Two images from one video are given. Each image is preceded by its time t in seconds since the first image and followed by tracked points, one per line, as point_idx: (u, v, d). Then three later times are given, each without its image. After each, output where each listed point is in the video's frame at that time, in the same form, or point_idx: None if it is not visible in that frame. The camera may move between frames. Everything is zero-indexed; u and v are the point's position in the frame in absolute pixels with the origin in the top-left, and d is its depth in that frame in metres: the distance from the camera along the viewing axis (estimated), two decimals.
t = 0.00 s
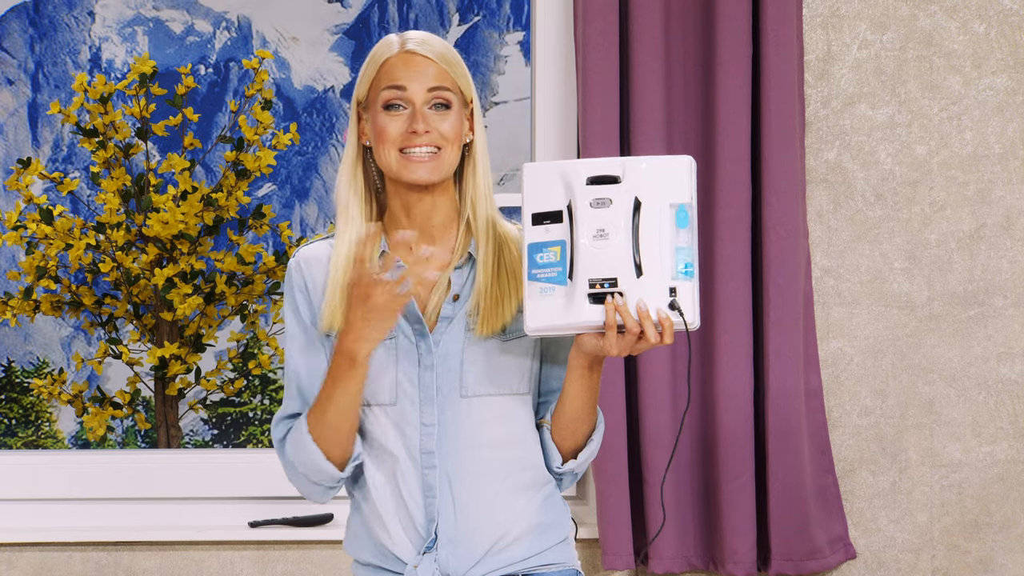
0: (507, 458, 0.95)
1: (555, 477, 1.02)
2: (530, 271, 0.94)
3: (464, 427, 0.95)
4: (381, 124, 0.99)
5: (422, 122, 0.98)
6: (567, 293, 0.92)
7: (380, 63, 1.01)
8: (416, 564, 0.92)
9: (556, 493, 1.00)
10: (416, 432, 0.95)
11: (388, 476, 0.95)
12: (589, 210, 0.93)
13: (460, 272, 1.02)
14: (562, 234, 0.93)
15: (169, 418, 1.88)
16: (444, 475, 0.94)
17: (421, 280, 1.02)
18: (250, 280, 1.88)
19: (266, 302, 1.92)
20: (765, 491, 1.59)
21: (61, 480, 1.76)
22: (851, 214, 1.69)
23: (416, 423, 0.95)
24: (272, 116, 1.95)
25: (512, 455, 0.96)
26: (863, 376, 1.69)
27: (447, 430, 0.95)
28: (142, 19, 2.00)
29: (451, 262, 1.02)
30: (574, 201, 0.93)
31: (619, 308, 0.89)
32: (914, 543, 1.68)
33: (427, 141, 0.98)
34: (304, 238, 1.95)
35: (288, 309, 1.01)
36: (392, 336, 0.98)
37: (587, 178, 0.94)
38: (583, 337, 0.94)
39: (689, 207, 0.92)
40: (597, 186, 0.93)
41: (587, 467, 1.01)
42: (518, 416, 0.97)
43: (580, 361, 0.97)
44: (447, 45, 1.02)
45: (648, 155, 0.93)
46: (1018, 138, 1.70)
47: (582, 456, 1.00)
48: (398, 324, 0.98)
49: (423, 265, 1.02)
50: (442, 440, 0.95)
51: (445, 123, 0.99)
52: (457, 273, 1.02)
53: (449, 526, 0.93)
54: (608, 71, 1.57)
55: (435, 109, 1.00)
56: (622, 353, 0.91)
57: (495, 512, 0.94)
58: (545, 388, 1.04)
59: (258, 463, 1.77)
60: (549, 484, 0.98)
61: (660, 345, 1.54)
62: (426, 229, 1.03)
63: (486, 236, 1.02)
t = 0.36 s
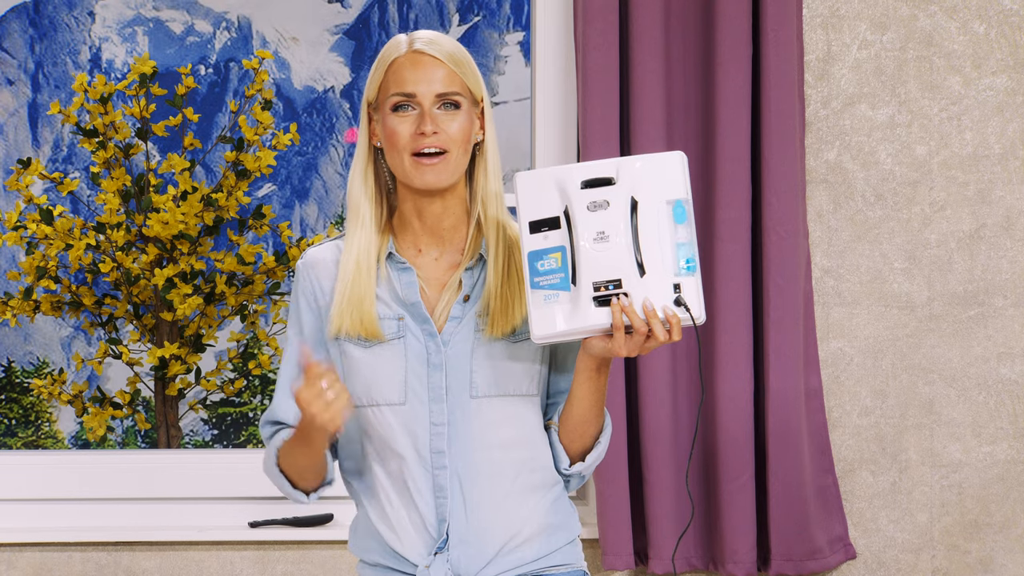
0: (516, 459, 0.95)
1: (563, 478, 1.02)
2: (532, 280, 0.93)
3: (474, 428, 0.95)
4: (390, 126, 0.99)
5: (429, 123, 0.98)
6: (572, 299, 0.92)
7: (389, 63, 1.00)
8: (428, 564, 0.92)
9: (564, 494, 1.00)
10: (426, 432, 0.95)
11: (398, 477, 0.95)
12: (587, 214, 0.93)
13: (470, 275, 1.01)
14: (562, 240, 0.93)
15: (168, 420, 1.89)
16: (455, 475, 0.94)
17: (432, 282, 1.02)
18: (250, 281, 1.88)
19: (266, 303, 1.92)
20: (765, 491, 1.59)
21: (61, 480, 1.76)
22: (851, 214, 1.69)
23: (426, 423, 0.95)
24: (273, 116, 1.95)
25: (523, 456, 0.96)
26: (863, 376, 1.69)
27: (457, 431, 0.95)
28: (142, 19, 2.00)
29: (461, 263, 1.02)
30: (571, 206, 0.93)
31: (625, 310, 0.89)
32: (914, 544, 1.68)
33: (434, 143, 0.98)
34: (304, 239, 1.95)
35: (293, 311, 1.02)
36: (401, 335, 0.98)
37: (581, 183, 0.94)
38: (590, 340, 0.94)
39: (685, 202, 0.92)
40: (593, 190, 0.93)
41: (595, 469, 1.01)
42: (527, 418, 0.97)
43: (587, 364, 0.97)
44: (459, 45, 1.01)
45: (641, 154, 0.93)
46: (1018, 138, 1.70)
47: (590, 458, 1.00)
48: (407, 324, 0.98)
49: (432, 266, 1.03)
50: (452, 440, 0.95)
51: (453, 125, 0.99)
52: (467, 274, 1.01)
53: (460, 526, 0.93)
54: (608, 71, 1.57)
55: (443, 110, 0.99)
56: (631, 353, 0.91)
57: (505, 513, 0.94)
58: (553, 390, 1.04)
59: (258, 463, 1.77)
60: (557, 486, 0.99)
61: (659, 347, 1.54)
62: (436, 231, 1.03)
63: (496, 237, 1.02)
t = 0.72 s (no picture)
0: (517, 460, 0.95)
1: (566, 480, 1.02)
2: (538, 279, 0.93)
3: (475, 429, 0.95)
4: (388, 123, 0.99)
5: (425, 118, 0.98)
6: (577, 298, 0.92)
7: (389, 62, 1.01)
8: (427, 566, 0.92)
9: (567, 496, 0.99)
10: (427, 433, 0.95)
11: (399, 478, 0.96)
12: (593, 214, 0.92)
13: (475, 275, 1.01)
14: (568, 240, 0.93)
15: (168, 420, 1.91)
16: (455, 477, 0.94)
17: (436, 282, 1.02)
18: (250, 282, 1.88)
19: (266, 304, 1.92)
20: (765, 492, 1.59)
21: (61, 480, 1.76)
22: (851, 215, 1.69)
23: (427, 424, 0.95)
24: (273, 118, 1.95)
25: (524, 458, 0.96)
26: (863, 377, 1.69)
27: (458, 432, 0.95)
28: (142, 20, 2.00)
29: (465, 264, 1.02)
30: (578, 206, 0.93)
31: (630, 310, 0.89)
32: (914, 544, 1.68)
33: (429, 138, 0.97)
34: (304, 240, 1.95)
35: (298, 313, 1.04)
36: (402, 338, 0.98)
37: (588, 182, 0.94)
38: (595, 340, 0.94)
39: (693, 204, 0.92)
40: (600, 190, 0.93)
41: (599, 471, 1.01)
42: (530, 419, 0.97)
43: (592, 364, 0.96)
44: (460, 46, 1.02)
45: (648, 155, 0.93)
46: (1018, 139, 1.70)
47: (595, 459, 0.99)
48: (410, 326, 0.99)
49: (436, 266, 1.03)
50: (453, 441, 0.95)
51: (449, 122, 0.98)
52: (472, 275, 1.01)
53: (460, 527, 0.93)
54: (607, 73, 1.57)
55: (440, 106, 0.99)
56: (635, 354, 0.91)
57: (506, 515, 0.94)
58: (558, 391, 1.03)
59: (258, 464, 1.77)
60: (559, 487, 0.98)
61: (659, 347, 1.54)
62: (438, 231, 1.03)
63: (496, 237, 1.01)
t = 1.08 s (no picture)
0: (517, 461, 0.95)
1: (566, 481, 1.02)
2: (538, 284, 0.93)
3: (474, 431, 0.95)
4: (388, 130, 0.99)
5: (425, 126, 0.98)
6: (576, 304, 0.92)
7: (387, 66, 1.01)
8: (427, 567, 0.92)
9: (567, 497, 0.99)
10: (427, 434, 0.96)
11: (400, 480, 0.96)
12: (593, 220, 0.92)
13: (475, 276, 1.02)
14: (567, 246, 0.93)
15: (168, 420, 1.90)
16: (455, 478, 0.94)
17: (437, 283, 1.02)
18: (250, 282, 1.88)
19: (266, 304, 1.92)
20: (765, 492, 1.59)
21: (61, 480, 1.76)
22: (851, 215, 1.69)
23: (427, 426, 0.96)
24: (273, 117, 1.95)
25: (523, 459, 0.96)
26: (863, 377, 1.69)
27: (458, 434, 0.95)
28: (142, 20, 2.00)
29: (466, 265, 1.02)
30: (577, 212, 0.93)
31: (628, 317, 0.89)
32: (914, 544, 1.68)
33: (430, 146, 0.97)
34: (304, 239, 1.95)
35: (302, 316, 1.04)
36: (404, 339, 0.98)
37: (589, 188, 0.93)
38: (594, 345, 0.94)
39: (694, 211, 0.92)
40: (600, 196, 0.93)
41: (600, 473, 1.01)
42: (529, 421, 0.97)
43: (591, 370, 0.96)
44: (457, 47, 1.01)
45: (649, 162, 0.93)
46: (1018, 139, 1.70)
47: (595, 462, 0.99)
48: (411, 327, 0.99)
49: (438, 268, 1.03)
50: (453, 443, 0.95)
51: (449, 128, 0.98)
52: (472, 276, 1.01)
53: (459, 529, 0.93)
54: (607, 72, 1.57)
55: (440, 111, 0.99)
56: (634, 361, 0.92)
57: (506, 516, 0.94)
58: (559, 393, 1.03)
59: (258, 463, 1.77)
60: (560, 488, 0.98)
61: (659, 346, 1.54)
62: (440, 233, 1.03)
63: (498, 237, 1.01)
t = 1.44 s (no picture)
0: (518, 462, 0.95)
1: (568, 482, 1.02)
2: (538, 283, 0.94)
3: (475, 432, 0.95)
4: (387, 138, 0.99)
5: (424, 135, 0.98)
6: (576, 304, 0.92)
7: (384, 74, 1.00)
8: (427, 569, 0.92)
9: (568, 497, 0.99)
10: (427, 436, 0.96)
11: (399, 482, 0.96)
12: (593, 220, 0.92)
13: (475, 278, 1.01)
14: (568, 245, 0.93)
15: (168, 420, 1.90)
16: (455, 479, 0.95)
17: (437, 285, 1.02)
18: (250, 282, 1.88)
19: (266, 304, 1.92)
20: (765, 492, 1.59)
21: (61, 480, 1.76)
22: (851, 215, 1.69)
23: (427, 428, 0.96)
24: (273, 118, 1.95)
25: (524, 460, 0.96)
26: (863, 377, 1.69)
27: (458, 435, 0.95)
28: (142, 20, 2.00)
29: (465, 266, 1.02)
30: (577, 211, 0.93)
31: (627, 316, 0.89)
32: (914, 544, 1.68)
33: (430, 155, 0.97)
34: (304, 240, 1.95)
35: (302, 317, 1.04)
36: (404, 340, 0.98)
37: (589, 187, 0.93)
38: (594, 345, 0.94)
39: (694, 211, 0.92)
40: (600, 195, 0.93)
41: (601, 473, 1.01)
42: (530, 421, 0.97)
43: (591, 369, 0.96)
44: (455, 51, 1.01)
45: (650, 162, 0.92)
46: (1018, 139, 1.70)
47: (596, 462, 0.99)
48: (411, 328, 0.99)
49: (438, 270, 1.03)
50: (453, 444, 0.95)
51: (449, 135, 0.99)
52: (472, 278, 1.01)
53: (460, 530, 0.93)
54: (608, 72, 1.57)
55: (439, 119, 0.99)
56: (633, 360, 0.92)
57: (506, 517, 0.94)
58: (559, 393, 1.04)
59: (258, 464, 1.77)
60: (561, 488, 0.98)
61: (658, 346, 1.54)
62: (440, 236, 1.03)
63: (499, 239, 1.01)
